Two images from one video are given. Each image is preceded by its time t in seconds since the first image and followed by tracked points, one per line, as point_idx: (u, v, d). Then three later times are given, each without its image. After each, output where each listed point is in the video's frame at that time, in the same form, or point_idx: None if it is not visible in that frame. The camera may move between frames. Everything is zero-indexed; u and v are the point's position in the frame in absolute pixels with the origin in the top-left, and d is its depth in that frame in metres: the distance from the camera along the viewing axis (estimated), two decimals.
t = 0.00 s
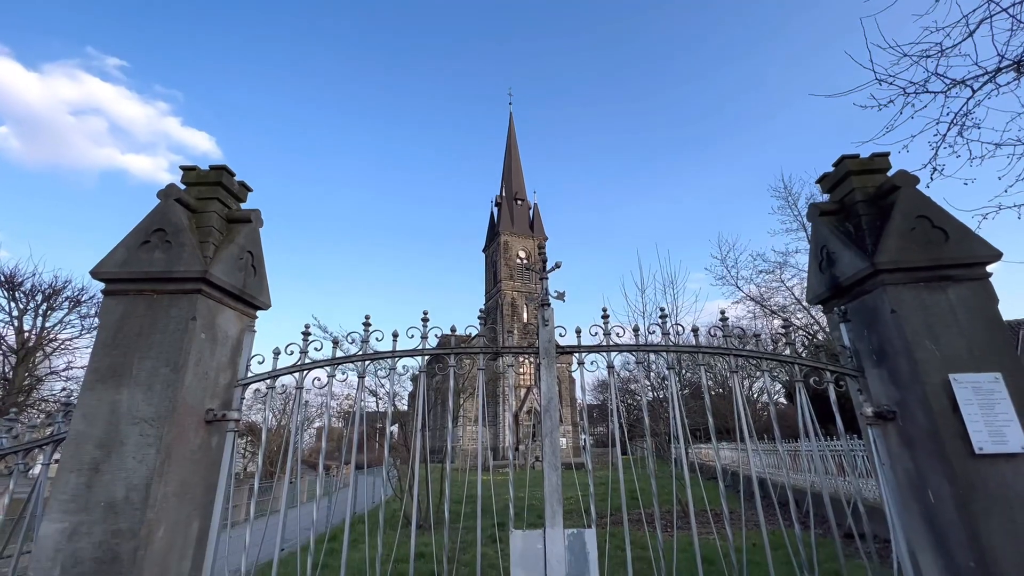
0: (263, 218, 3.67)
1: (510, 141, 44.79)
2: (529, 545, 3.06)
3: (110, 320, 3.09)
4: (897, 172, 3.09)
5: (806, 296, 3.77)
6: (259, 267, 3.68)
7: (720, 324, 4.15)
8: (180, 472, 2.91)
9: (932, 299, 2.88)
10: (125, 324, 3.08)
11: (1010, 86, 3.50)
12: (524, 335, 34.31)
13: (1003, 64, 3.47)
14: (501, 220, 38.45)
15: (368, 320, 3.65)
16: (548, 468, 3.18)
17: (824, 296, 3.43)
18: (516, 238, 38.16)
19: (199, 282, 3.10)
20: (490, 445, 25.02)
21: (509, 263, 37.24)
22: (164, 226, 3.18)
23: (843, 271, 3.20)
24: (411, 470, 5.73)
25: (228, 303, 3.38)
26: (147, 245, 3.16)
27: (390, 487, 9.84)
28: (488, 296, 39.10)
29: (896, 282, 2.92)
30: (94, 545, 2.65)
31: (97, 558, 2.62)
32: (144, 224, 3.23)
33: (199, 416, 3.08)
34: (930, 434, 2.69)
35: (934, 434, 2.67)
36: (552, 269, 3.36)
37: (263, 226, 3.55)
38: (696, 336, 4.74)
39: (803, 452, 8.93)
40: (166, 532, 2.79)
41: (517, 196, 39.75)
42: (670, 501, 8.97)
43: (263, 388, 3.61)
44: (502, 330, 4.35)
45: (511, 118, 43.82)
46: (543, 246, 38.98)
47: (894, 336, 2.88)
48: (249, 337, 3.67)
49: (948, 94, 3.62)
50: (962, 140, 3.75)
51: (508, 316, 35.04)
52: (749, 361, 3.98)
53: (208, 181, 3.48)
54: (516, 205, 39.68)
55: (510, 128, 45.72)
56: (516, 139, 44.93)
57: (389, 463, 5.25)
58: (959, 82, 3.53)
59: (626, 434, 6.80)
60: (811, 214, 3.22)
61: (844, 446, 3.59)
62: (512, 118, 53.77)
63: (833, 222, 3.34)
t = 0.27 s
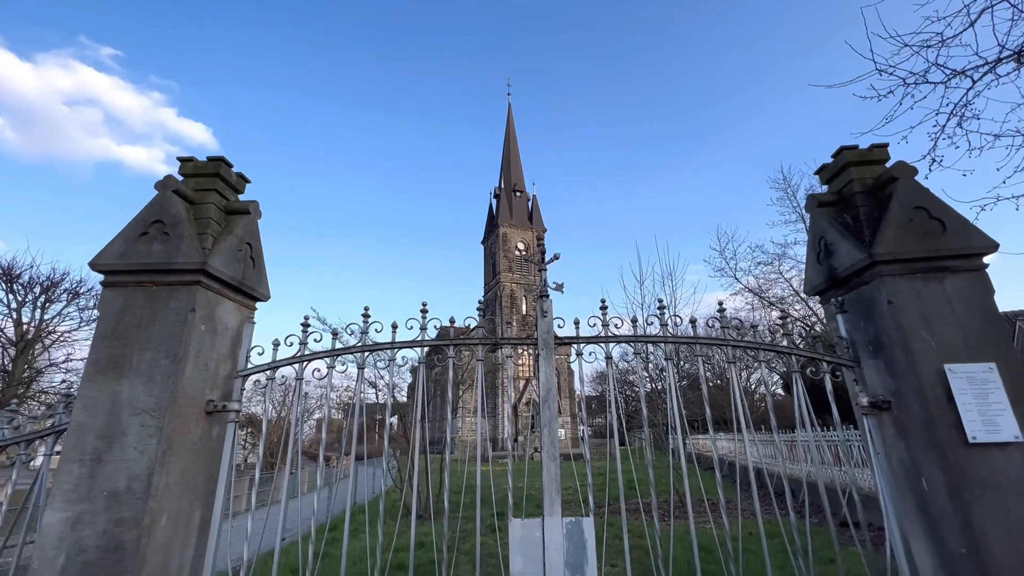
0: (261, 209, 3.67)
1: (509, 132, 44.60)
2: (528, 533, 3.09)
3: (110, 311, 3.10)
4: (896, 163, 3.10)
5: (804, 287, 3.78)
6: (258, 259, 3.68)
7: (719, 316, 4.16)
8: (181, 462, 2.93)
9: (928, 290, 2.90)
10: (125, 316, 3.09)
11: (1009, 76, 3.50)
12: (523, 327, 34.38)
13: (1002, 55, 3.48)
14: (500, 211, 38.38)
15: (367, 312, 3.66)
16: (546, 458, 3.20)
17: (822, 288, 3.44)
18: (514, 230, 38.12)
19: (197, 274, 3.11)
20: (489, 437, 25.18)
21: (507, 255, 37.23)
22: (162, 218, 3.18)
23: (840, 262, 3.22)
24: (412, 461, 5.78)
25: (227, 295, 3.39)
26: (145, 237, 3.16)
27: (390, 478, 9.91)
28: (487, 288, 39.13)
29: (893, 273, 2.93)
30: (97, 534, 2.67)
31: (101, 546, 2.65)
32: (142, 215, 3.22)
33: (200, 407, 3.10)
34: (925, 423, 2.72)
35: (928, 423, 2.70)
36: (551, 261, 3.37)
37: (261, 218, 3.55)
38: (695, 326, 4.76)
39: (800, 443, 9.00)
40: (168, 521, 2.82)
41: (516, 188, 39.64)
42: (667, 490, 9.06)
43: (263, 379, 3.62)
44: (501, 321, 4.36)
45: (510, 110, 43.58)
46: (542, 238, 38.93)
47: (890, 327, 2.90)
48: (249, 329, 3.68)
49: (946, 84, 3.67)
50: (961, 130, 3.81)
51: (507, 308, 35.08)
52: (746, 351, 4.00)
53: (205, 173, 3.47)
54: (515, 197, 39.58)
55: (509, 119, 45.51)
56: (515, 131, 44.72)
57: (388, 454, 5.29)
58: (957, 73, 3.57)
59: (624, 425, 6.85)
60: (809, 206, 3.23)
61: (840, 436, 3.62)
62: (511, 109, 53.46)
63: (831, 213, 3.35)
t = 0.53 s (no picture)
0: (259, 201, 3.67)
1: (507, 124, 44.36)
2: (526, 521, 3.13)
3: (109, 303, 3.11)
4: (894, 155, 3.11)
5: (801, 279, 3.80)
6: (257, 250, 3.68)
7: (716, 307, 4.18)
8: (182, 453, 2.95)
9: (924, 281, 2.92)
10: (124, 308, 3.10)
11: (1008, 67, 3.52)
12: (522, 319, 34.45)
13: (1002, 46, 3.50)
14: (498, 203, 38.28)
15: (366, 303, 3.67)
16: (545, 448, 3.23)
17: (819, 279, 3.46)
18: (513, 222, 38.06)
19: (196, 266, 3.11)
20: (488, 428, 25.32)
21: (506, 247, 37.19)
22: (160, 210, 3.18)
23: (837, 254, 3.23)
24: (411, 451, 5.82)
25: (226, 286, 3.39)
26: (144, 229, 3.16)
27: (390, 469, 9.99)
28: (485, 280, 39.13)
29: (889, 264, 2.95)
30: (100, 523, 2.70)
31: (104, 535, 2.68)
32: (140, 207, 3.22)
33: (200, 398, 3.12)
34: (919, 413, 2.75)
35: (922, 413, 2.73)
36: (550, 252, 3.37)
37: (259, 209, 3.54)
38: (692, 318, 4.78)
39: (796, 433, 9.08)
40: (171, 511, 2.84)
41: (514, 180, 39.51)
42: (664, 480, 9.14)
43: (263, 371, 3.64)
44: (499, 313, 4.38)
45: (508, 101, 43.31)
46: (541, 230, 38.88)
47: (886, 317, 2.93)
48: (248, 320, 3.69)
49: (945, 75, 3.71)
50: (960, 121, 3.85)
51: (505, 300, 35.12)
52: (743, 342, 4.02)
53: (203, 165, 3.46)
54: (514, 188, 39.46)
55: (507, 110, 45.24)
56: (513, 122, 44.49)
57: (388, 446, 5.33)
58: (955, 64, 3.60)
59: (622, 416, 6.90)
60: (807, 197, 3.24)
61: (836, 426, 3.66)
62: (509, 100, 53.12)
63: (829, 205, 3.36)
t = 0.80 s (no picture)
0: (257, 192, 3.67)
1: (506, 115, 44.13)
2: (524, 509, 3.18)
3: (109, 295, 3.12)
4: (891, 145, 3.12)
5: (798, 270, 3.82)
6: (255, 242, 3.69)
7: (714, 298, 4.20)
8: (184, 443, 2.98)
9: (919, 271, 2.94)
10: (124, 300, 3.11)
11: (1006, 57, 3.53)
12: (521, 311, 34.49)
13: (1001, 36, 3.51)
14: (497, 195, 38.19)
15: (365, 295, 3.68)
16: (543, 438, 3.26)
17: (815, 270, 3.48)
18: (511, 214, 38.00)
19: (195, 258, 3.12)
20: (487, 419, 25.45)
21: (505, 239, 37.15)
22: (158, 201, 3.18)
23: (833, 245, 3.25)
24: (411, 442, 5.87)
25: (225, 278, 3.40)
26: (142, 221, 3.17)
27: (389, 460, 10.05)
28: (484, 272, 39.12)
29: (884, 255, 2.97)
30: (104, 512, 2.73)
31: (109, 524, 2.71)
32: (138, 199, 3.22)
33: (201, 389, 3.14)
34: (912, 402, 2.78)
35: (915, 402, 2.77)
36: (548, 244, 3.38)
37: (257, 201, 3.55)
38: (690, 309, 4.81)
39: (792, 424, 9.15)
40: (173, 500, 2.88)
41: (513, 171, 39.37)
42: (662, 470, 9.22)
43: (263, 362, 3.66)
44: (497, 304, 4.40)
45: (507, 92, 43.06)
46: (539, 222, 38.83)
47: (881, 308, 2.95)
48: (248, 312, 3.71)
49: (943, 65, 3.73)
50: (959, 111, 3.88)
51: (504, 292, 35.15)
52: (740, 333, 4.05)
53: (200, 156, 3.46)
54: (512, 180, 39.33)
55: (505, 101, 45.00)
56: (512, 113, 44.27)
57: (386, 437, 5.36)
58: (953, 54, 3.63)
59: (620, 406, 6.94)
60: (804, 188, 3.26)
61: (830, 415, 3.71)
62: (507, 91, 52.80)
63: (826, 196, 3.37)
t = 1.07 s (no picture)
0: (255, 185, 3.67)
1: (504, 106, 43.92)
2: (522, 498, 3.22)
3: (109, 288, 3.14)
4: (887, 137, 3.13)
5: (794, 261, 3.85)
6: (254, 235, 3.70)
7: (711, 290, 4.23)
8: (185, 434, 3.01)
9: (913, 263, 2.97)
10: (123, 292, 3.12)
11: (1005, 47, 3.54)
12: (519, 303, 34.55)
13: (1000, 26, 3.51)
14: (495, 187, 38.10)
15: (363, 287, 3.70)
16: (540, 428, 3.30)
17: (811, 261, 3.51)
18: (510, 206, 37.94)
19: (194, 250, 3.13)
20: (486, 410, 25.59)
21: (503, 231, 37.12)
22: (156, 194, 3.19)
23: (829, 237, 3.28)
24: (410, 434, 5.91)
25: (224, 271, 3.42)
26: (140, 213, 3.18)
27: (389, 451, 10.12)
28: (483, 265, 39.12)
29: (879, 246, 2.99)
30: (107, 502, 2.77)
31: (112, 513, 2.75)
32: (137, 192, 3.23)
33: (202, 381, 3.17)
34: (905, 392, 2.82)
35: (908, 391, 2.80)
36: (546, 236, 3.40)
37: (256, 193, 3.56)
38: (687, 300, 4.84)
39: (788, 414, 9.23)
40: (176, 490, 2.91)
41: (511, 163, 39.25)
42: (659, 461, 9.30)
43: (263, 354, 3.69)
44: (496, 296, 4.43)
45: (505, 83, 42.83)
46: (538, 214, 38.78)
47: (876, 299, 2.98)
48: (247, 304, 3.73)
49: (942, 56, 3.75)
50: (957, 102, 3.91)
51: (503, 284, 35.18)
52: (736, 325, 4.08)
53: (198, 149, 3.47)
54: (511, 172, 39.21)
55: (503, 93, 44.76)
56: (510, 104, 44.06)
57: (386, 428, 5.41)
58: (952, 45, 3.65)
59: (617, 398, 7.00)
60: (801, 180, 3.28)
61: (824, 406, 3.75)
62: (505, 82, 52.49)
63: (822, 187, 3.39)
